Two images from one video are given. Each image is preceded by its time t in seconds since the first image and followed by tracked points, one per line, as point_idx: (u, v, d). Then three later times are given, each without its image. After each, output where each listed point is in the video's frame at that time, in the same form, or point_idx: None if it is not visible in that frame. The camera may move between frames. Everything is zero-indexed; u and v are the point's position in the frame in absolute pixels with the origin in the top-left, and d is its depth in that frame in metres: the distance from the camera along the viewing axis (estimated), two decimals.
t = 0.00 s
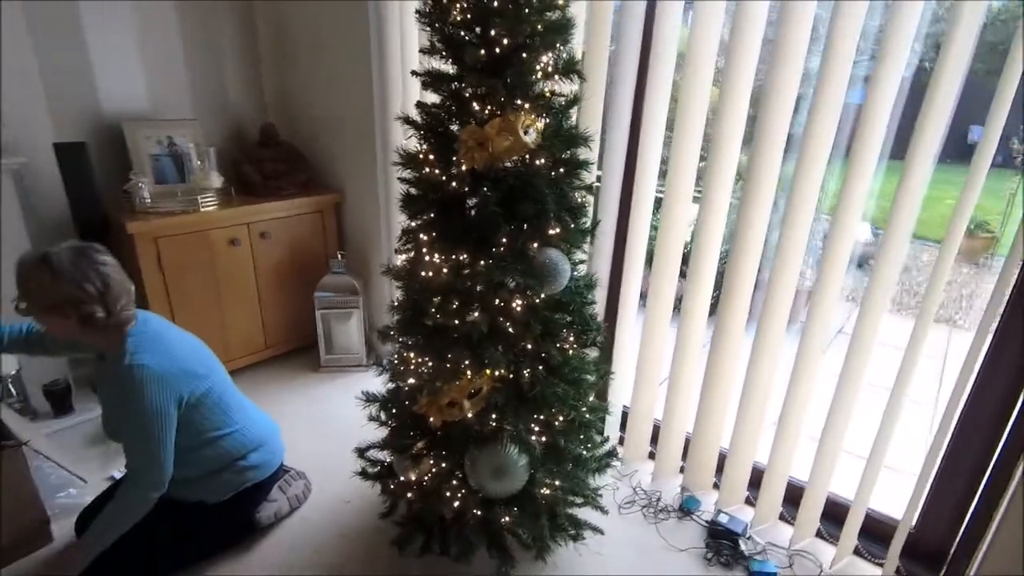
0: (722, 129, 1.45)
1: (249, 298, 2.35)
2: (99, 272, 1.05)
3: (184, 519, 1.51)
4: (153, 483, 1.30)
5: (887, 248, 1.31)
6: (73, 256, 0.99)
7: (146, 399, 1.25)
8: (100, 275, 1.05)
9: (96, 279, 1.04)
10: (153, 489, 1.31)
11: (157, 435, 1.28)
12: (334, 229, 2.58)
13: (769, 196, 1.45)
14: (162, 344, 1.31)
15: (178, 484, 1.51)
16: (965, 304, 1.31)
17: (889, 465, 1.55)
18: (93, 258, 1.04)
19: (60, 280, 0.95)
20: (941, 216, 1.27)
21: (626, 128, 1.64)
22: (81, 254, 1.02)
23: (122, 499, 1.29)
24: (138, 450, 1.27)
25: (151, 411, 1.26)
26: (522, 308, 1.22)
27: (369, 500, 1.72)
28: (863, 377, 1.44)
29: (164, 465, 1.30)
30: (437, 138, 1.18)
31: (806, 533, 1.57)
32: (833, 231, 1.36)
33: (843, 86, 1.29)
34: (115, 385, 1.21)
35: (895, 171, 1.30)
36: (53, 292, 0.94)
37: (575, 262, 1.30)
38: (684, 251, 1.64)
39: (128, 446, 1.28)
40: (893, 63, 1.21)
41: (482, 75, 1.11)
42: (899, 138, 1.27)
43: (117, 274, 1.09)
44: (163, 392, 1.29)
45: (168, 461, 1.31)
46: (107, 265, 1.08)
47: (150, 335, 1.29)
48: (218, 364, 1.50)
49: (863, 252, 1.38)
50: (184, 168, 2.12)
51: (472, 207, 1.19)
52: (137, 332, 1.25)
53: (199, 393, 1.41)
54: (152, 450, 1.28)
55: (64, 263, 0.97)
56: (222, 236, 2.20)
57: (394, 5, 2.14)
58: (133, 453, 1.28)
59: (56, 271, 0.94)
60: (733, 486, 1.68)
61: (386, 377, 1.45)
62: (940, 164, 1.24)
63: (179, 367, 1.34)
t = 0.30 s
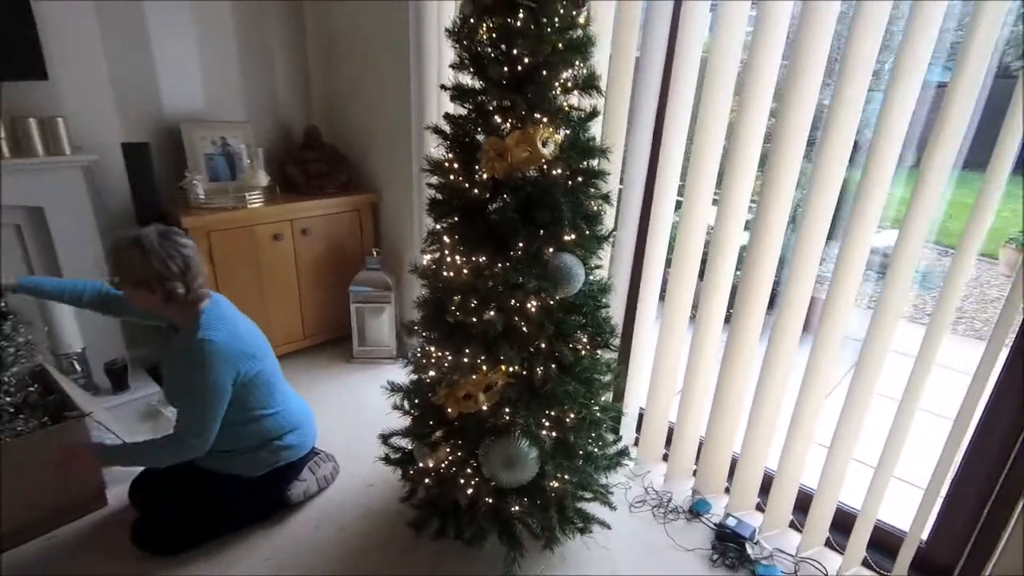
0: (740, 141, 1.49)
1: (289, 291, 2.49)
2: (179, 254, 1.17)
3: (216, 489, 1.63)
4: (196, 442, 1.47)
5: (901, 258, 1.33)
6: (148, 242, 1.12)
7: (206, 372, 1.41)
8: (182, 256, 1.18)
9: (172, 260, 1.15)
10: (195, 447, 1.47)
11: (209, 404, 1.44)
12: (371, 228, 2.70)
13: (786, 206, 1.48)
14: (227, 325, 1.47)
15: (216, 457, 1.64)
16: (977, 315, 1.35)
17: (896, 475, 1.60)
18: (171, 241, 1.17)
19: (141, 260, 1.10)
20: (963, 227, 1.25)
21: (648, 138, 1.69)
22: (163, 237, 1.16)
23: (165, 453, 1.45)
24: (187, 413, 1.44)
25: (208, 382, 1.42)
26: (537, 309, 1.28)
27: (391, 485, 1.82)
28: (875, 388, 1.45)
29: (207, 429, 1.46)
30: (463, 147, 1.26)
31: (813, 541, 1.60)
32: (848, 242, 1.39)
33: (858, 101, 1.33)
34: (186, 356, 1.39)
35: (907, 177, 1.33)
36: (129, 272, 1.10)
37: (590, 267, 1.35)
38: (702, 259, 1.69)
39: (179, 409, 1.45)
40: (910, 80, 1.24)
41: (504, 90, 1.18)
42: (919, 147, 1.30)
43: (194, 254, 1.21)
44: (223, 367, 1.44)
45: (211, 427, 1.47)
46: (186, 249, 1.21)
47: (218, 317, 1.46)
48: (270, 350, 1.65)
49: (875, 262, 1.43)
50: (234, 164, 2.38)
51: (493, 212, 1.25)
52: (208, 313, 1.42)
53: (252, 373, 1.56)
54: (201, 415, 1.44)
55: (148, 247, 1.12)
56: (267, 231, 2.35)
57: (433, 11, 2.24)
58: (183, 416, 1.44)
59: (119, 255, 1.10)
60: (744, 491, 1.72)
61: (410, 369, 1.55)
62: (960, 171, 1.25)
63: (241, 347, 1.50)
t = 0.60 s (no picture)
0: (762, 152, 1.51)
1: (319, 301, 2.57)
2: (252, 264, 1.49)
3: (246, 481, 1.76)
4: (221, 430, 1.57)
5: (926, 266, 1.32)
6: (221, 250, 1.47)
7: (262, 373, 1.55)
8: (254, 264, 1.50)
9: (248, 269, 1.48)
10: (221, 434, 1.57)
11: (255, 402, 1.57)
12: (402, 240, 2.80)
13: (808, 216, 1.50)
14: (290, 334, 1.62)
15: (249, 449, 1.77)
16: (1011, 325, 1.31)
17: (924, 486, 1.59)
18: (245, 252, 1.50)
19: (220, 266, 1.47)
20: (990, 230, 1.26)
21: (670, 151, 1.73)
22: (239, 247, 1.50)
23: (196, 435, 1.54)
24: (230, 407, 1.55)
25: (261, 383, 1.56)
26: (558, 318, 1.33)
27: (420, 488, 1.88)
28: (901, 398, 1.44)
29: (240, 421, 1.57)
30: (487, 164, 1.31)
31: (840, 553, 1.60)
32: (870, 250, 1.40)
33: (879, 110, 1.34)
34: (249, 355, 1.54)
35: (929, 182, 1.34)
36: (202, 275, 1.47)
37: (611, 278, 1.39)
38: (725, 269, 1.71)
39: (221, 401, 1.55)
40: (931, 89, 1.25)
41: (526, 110, 1.23)
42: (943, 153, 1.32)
43: (264, 264, 1.52)
44: (277, 371, 1.58)
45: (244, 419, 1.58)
46: (256, 259, 1.51)
47: (284, 326, 1.61)
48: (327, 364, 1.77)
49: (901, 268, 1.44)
50: (273, 181, 2.53)
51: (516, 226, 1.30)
52: (274, 320, 1.59)
53: (303, 381, 1.68)
54: (240, 409, 1.56)
55: (216, 255, 1.47)
56: (303, 244, 2.45)
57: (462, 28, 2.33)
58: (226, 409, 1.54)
59: (197, 262, 1.48)
60: (769, 502, 1.72)
61: (438, 377, 1.61)
62: (988, 175, 1.23)
63: (298, 354, 1.63)
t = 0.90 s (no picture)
0: (779, 160, 1.52)
1: (342, 312, 2.63)
2: (300, 271, 1.56)
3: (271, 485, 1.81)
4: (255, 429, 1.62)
5: (949, 273, 1.31)
6: (274, 258, 1.52)
7: (302, 376, 1.62)
8: (303, 272, 1.57)
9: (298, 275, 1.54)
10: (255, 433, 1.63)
11: (292, 405, 1.63)
12: (423, 250, 2.86)
13: (827, 221, 1.50)
14: (328, 341, 1.70)
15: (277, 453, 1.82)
16: None
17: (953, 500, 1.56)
18: (292, 259, 1.56)
19: (272, 273, 1.51)
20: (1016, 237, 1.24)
21: (688, 160, 1.74)
22: (288, 256, 1.57)
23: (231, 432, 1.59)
24: (271, 408, 1.61)
25: (300, 387, 1.62)
26: (577, 325, 1.35)
27: (442, 495, 1.91)
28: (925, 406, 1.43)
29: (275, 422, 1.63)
30: (506, 175, 1.34)
31: (865, 564, 1.58)
32: (889, 257, 1.40)
33: (897, 118, 1.34)
34: (291, 360, 1.61)
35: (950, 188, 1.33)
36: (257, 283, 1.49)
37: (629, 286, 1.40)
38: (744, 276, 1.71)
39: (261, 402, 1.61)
40: (950, 96, 1.26)
41: (545, 121, 1.26)
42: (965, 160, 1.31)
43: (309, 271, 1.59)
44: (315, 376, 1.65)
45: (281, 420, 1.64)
46: (301, 266, 1.57)
47: (322, 334, 1.69)
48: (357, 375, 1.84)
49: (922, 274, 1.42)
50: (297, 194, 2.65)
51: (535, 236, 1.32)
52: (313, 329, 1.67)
53: (336, 389, 1.74)
54: (278, 409, 1.62)
55: (268, 263, 1.51)
56: (326, 255, 2.51)
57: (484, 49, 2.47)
58: (266, 410, 1.61)
59: (249, 270, 1.50)
60: (792, 512, 1.71)
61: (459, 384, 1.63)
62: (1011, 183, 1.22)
63: (334, 361, 1.71)
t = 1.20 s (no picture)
0: (796, 158, 1.51)
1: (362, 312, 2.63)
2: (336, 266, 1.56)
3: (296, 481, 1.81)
4: (289, 426, 1.63)
5: (973, 272, 1.29)
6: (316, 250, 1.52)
7: (335, 374, 1.62)
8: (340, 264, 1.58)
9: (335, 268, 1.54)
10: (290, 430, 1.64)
11: (324, 402, 1.63)
12: (439, 249, 2.89)
13: (847, 221, 1.48)
14: (359, 338, 1.69)
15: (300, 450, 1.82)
16: None
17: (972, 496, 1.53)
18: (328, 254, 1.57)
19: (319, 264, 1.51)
20: None
21: (705, 158, 1.74)
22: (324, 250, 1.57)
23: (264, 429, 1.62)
24: (304, 404, 1.63)
25: (332, 384, 1.62)
26: (595, 322, 1.35)
27: (459, 494, 1.91)
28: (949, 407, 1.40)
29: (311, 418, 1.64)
30: (524, 171, 1.34)
31: (890, 566, 1.56)
32: (910, 254, 1.38)
33: (918, 115, 1.32)
34: (324, 357, 1.61)
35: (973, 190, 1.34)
36: (301, 275, 1.48)
37: (647, 282, 1.40)
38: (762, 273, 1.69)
39: (296, 399, 1.63)
40: (971, 93, 1.24)
41: (563, 118, 1.26)
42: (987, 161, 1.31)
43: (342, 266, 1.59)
44: (348, 373, 1.65)
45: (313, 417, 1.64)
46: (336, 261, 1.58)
47: (353, 330, 1.68)
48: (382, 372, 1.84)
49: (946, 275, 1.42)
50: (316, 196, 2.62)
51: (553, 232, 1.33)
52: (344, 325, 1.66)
53: (365, 385, 1.74)
54: (312, 407, 1.63)
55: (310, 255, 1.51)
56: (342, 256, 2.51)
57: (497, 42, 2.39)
58: (299, 406, 1.63)
59: (291, 263, 1.49)
60: (813, 512, 1.69)
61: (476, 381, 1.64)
62: None
63: (365, 359, 1.70)
